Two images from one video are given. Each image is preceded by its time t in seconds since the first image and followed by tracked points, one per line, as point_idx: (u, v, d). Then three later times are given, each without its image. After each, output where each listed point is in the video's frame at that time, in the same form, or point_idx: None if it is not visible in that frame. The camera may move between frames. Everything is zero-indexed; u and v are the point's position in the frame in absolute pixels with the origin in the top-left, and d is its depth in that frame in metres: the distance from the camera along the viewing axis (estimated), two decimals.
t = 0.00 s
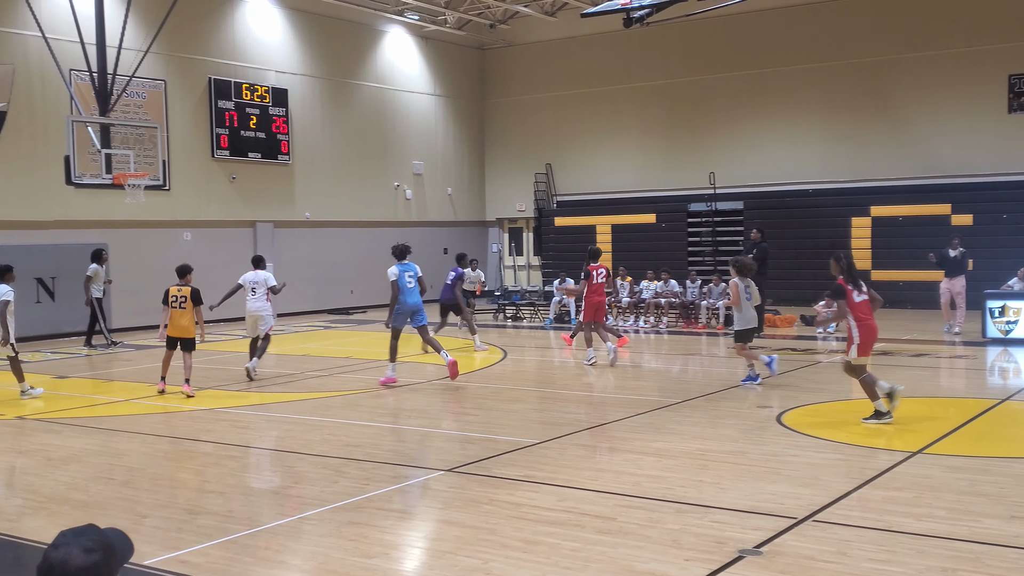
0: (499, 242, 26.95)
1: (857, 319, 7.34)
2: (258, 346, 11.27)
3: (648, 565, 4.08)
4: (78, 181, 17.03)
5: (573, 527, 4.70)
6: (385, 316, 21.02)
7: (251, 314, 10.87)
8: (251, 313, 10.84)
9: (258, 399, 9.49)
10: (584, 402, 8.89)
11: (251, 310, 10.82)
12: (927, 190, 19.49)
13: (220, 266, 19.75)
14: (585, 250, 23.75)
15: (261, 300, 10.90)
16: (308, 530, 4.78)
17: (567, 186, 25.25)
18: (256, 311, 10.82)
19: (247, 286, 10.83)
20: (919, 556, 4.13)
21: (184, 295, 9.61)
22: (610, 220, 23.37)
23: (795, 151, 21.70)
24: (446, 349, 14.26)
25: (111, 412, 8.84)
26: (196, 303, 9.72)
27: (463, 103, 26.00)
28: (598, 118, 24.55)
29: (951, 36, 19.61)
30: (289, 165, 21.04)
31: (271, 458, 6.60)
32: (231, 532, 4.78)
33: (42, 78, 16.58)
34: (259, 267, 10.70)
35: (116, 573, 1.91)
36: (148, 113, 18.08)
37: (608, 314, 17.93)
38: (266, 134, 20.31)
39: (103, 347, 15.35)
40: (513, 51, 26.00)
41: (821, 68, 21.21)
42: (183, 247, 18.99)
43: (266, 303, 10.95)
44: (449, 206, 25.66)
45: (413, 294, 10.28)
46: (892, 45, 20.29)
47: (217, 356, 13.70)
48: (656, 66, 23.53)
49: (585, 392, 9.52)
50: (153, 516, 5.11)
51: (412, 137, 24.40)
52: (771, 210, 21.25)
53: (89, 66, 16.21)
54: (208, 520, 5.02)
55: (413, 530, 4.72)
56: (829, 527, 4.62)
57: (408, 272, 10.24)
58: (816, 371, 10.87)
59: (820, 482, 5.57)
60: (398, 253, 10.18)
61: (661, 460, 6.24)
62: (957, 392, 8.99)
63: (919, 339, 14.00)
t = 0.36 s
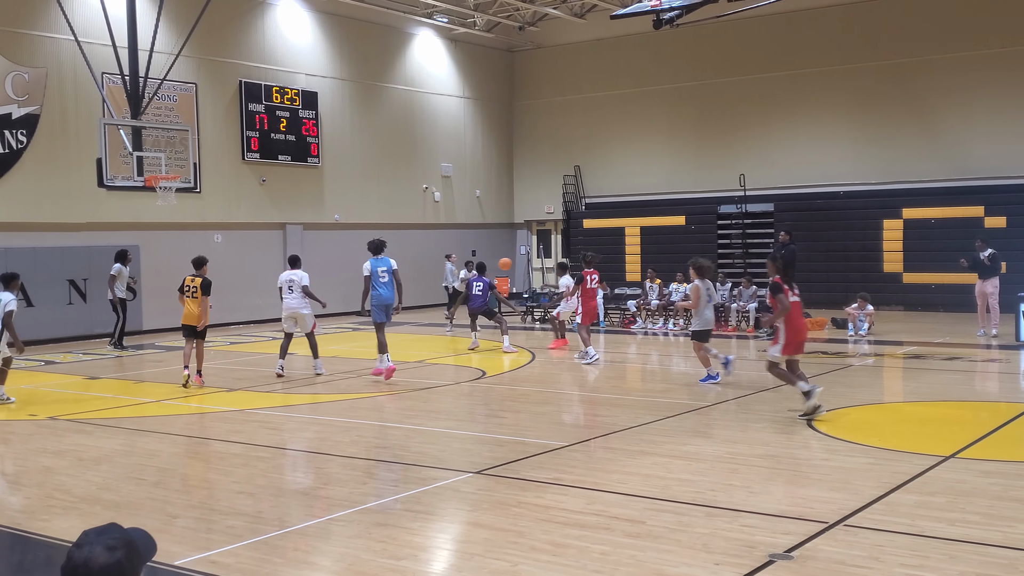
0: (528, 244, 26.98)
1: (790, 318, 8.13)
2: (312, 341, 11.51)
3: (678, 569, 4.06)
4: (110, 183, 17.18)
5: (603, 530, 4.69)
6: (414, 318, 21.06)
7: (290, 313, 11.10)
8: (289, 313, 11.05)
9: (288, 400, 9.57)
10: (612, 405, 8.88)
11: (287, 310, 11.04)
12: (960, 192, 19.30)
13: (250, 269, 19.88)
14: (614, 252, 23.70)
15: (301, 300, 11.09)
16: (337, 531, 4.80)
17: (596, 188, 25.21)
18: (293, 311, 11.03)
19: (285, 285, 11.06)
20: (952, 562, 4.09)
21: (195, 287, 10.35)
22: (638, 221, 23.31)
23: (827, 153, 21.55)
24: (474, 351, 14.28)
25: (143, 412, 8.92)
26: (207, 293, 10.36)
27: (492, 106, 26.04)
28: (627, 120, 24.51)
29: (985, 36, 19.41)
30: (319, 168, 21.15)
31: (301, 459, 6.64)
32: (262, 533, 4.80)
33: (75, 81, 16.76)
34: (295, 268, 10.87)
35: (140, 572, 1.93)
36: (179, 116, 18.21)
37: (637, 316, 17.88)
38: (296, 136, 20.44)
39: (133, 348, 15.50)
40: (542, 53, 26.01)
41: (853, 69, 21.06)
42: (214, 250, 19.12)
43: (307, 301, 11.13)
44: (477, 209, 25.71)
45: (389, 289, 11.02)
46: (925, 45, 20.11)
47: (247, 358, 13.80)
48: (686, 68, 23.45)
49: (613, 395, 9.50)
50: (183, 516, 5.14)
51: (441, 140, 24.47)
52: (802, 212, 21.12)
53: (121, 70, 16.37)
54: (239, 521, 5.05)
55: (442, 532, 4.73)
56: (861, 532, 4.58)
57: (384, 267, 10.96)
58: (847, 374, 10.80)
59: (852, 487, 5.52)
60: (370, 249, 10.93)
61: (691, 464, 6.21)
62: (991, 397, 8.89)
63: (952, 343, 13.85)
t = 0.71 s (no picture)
0: (545, 245, 27.00)
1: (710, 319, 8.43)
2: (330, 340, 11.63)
3: (695, 571, 4.05)
4: (128, 184, 17.27)
5: (620, 532, 4.68)
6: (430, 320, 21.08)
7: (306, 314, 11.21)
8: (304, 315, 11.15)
9: (305, 400, 9.60)
10: (629, 406, 8.86)
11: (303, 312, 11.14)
12: (979, 194, 19.18)
13: (268, 270, 19.96)
14: (631, 254, 23.66)
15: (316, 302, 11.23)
16: (354, 531, 4.81)
17: (613, 189, 25.18)
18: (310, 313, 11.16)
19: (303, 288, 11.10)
20: (972, 565, 4.06)
21: (202, 288, 10.62)
22: (655, 223, 23.28)
23: (845, 154, 21.46)
24: (490, 352, 14.29)
25: (161, 412, 8.96)
26: (213, 294, 10.68)
27: (510, 107, 26.05)
28: (645, 121, 24.47)
29: (1006, 37, 19.29)
30: (337, 170, 21.21)
31: (318, 459, 6.65)
32: (280, 533, 4.81)
33: (94, 82, 16.87)
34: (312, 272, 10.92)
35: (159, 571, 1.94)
36: (198, 118, 18.29)
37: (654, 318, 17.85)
38: (313, 138, 20.48)
39: (152, 348, 15.57)
40: (560, 54, 26.01)
41: (872, 70, 20.96)
42: (232, 251, 19.20)
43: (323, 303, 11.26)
44: (494, 210, 25.73)
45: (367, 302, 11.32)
46: (945, 46, 20.00)
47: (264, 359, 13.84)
48: (704, 69, 23.39)
49: (631, 397, 9.48)
50: (201, 516, 5.16)
51: (458, 141, 24.49)
52: (821, 213, 21.04)
53: (140, 72, 16.47)
54: (257, 521, 5.07)
55: (459, 532, 4.73)
56: (880, 535, 4.55)
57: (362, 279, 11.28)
58: (865, 376, 10.74)
59: (870, 490, 5.48)
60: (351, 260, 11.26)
61: (708, 466, 6.19)
62: (1010, 399, 8.83)
63: (972, 345, 13.77)
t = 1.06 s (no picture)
0: (562, 245, 27.00)
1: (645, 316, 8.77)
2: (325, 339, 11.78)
3: (713, 572, 4.04)
4: (147, 185, 17.37)
5: (638, 532, 4.66)
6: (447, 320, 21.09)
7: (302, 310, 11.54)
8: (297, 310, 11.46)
9: (322, 400, 9.61)
10: (645, 406, 8.84)
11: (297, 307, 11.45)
12: (1000, 193, 19.05)
13: (286, 270, 20.03)
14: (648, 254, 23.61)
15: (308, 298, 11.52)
16: (371, 530, 4.81)
17: (631, 189, 25.14)
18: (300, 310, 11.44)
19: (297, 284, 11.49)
20: (993, 567, 4.03)
21: (199, 292, 10.80)
22: (672, 223, 23.22)
23: (864, 153, 21.35)
24: (507, 352, 14.28)
25: (178, 412, 8.97)
26: (211, 299, 10.81)
27: (527, 107, 26.04)
28: (663, 121, 24.41)
29: None
30: (354, 170, 21.26)
31: (335, 459, 6.66)
32: (298, 532, 4.82)
33: (113, 83, 16.95)
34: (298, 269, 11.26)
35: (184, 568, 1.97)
36: (215, 118, 18.35)
37: (672, 318, 17.80)
38: (330, 138, 20.53)
39: (170, 348, 15.63)
40: (577, 54, 25.98)
41: (891, 69, 20.85)
42: (250, 251, 19.27)
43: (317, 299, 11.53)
44: (511, 210, 25.74)
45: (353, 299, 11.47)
46: (965, 44, 19.88)
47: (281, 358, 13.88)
48: (722, 68, 23.32)
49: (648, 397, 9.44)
50: (219, 516, 5.18)
51: (475, 141, 24.50)
52: (839, 213, 20.95)
53: (159, 73, 16.55)
54: (275, 520, 5.08)
55: (477, 532, 4.73)
56: (900, 536, 4.52)
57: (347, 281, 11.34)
58: (884, 377, 10.67)
59: (890, 491, 5.45)
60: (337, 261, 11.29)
61: (727, 466, 6.17)
62: None
63: (993, 346, 13.67)
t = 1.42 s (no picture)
0: (573, 245, 26.99)
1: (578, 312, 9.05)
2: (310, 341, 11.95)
3: (726, 573, 4.03)
4: (160, 186, 17.43)
5: (651, 532, 4.66)
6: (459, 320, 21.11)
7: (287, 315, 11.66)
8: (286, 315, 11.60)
9: (334, 400, 9.63)
10: (657, 406, 8.82)
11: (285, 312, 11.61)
12: (1014, 192, 18.95)
13: (298, 270, 20.09)
14: (660, 253, 23.58)
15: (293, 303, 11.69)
16: (384, 530, 4.82)
17: (642, 189, 25.10)
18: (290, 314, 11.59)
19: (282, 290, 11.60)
20: (1007, 567, 4.01)
21: (204, 297, 11.18)
22: (684, 223, 23.18)
23: (877, 153, 21.27)
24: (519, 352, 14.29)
25: (192, 412, 8.99)
26: (215, 302, 11.21)
27: (538, 107, 26.04)
28: (674, 120, 24.37)
29: None
30: (366, 170, 21.29)
31: (348, 459, 6.67)
32: (310, 532, 4.83)
33: (126, 85, 17.02)
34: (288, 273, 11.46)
35: (212, 570, 1.98)
36: (227, 119, 18.41)
37: (684, 318, 17.78)
38: (342, 138, 20.57)
39: (183, 348, 15.68)
40: (588, 54, 25.96)
41: (904, 68, 20.76)
42: (262, 251, 19.31)
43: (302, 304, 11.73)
44: (523, 210, 25.74)
45: (338, 296, 11.95)
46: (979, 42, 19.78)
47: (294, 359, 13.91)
48: (734, 67, 23.27)
49: (660, 397, 9.43)
50: (232, 515, 5.19)
51: (487, 141, 24.51)
52: (852, 212, 20.87)
53: (172, 74, 16.59)
54: (288, 520, 5.09)
55: (489, 532, 4.73)
56: (914, 536, 4.51)
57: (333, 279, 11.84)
58: (897, 377, 10.64)
59: (903, 490, 5.43)
60: (320, 260, 11.83)
61: (739, 466, 6.16)
62: None
63: (1007, 345, 13.61)
